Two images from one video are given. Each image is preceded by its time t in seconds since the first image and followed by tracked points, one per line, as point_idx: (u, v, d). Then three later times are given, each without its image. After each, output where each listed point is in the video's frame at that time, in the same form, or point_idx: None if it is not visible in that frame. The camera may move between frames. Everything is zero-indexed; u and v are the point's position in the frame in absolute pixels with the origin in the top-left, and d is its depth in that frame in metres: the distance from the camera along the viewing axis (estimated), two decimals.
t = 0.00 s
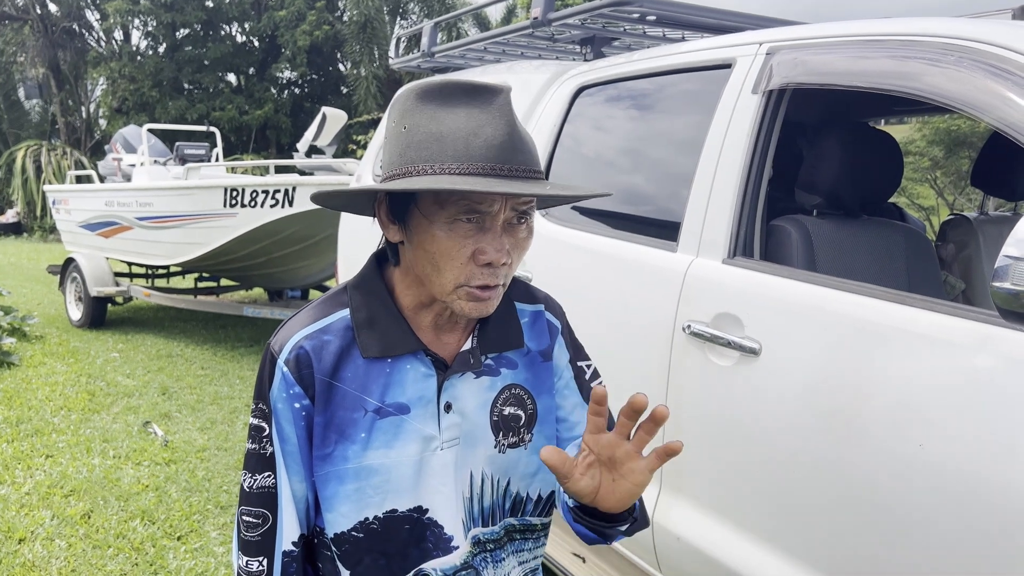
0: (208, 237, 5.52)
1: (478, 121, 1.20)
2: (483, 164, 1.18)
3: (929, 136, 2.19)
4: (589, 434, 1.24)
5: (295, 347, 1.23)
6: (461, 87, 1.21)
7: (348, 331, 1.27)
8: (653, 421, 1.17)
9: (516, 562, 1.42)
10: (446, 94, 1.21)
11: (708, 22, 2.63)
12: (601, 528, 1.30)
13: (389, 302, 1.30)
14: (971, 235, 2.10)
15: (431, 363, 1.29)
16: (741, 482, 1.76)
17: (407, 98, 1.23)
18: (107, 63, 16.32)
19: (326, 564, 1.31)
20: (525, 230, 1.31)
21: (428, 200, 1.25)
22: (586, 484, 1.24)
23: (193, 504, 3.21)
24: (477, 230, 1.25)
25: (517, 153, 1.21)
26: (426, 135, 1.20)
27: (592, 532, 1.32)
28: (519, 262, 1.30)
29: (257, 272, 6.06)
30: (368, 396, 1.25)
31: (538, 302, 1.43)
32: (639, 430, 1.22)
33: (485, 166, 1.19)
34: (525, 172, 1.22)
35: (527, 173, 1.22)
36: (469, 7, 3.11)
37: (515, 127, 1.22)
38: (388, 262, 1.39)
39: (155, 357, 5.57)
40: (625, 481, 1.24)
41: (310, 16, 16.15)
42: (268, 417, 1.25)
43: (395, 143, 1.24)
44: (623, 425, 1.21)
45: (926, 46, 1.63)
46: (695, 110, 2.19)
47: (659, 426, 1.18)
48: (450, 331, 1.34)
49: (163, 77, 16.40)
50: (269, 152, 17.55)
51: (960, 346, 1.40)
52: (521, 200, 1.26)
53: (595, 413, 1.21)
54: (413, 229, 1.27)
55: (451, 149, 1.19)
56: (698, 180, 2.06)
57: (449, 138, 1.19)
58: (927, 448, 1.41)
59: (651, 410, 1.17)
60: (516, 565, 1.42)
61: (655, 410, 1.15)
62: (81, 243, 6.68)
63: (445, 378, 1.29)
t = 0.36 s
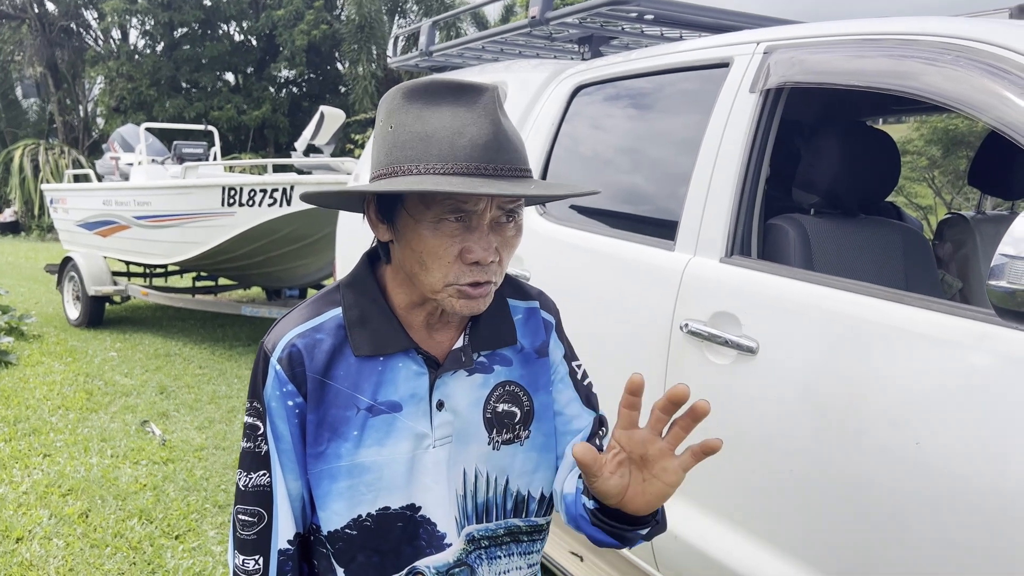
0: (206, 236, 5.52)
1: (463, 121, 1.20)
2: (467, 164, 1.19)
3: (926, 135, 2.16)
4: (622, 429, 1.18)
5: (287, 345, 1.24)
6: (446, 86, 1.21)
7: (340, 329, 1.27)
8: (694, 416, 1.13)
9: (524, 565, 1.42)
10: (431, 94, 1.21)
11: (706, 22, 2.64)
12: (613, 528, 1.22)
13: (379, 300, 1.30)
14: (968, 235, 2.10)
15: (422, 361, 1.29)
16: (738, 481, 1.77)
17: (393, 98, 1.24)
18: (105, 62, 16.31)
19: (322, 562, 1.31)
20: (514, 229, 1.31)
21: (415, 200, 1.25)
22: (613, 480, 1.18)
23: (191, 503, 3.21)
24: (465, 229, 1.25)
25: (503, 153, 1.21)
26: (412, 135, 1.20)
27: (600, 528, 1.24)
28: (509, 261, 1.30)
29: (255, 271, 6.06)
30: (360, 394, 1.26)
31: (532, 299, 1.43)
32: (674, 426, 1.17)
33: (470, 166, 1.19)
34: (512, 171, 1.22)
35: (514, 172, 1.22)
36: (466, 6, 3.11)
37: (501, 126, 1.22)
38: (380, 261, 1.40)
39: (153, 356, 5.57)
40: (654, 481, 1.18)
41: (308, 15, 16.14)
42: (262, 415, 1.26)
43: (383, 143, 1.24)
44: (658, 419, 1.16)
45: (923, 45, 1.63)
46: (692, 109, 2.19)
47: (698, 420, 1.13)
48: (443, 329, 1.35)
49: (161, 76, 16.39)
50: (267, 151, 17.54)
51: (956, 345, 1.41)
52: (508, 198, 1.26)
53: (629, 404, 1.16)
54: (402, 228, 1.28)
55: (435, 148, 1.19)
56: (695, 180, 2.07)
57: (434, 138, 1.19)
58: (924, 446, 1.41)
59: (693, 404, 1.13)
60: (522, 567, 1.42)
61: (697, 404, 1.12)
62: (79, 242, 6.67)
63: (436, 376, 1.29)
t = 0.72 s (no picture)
0: (203, 236, 5.51)
1: (451, 121, 1.20)
2: (457, 165, 1.19)
3: (923, 135, 2.13)
4: (662, 440, 1.17)
5: (278, 349, 1.25)
6: (432, 86, 1.20)
7: (332, 333, 1.28)
8: (735, 428, 1.12)
9: (520, 564, 1.42)
10: (418, 94, 1.21)
11: (703, 21, 2.64)
12: (639, 534, 1.21)
13: (370, 303, 1.30)
14: (964, 234, 2.12)
15: (415, 363, 1.29)
16: (735, 481, 1.77)
17: (379, 99, 1.24)
18: (102, 62, 16.29)
19: (316, 565, 1.31)
20: (505, 229, 1.31)
21: (405, 202, 1.25)
22: (651, 490, 1.17)
23: (188, 503, 3.21)
24: (456, 230, 1.25)
25: (492, 152, 1.22)
26: (401, 137, 1.20)
27: (621, 528, 1.23)
28: (500, 261, 1.30)
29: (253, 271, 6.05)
30: (352, 397, 1.26)
31: (524, 299, 1.43)
32: (714, 436, 1.15)
33: (459, 167, 1.19)
34: (502, 170, 1.23)
35: (504, 172, 1.22)
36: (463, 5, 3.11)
37: (489, 126, 1.22)
38: (370, 264, 1.40)
39: (150, 356, 5.57)
40: (692, 491, 1.16)
41: (305, 15, 16.13)
42: (254, 420, 1.26)
43: (371, 145, 1.24)
44: (699, 430, 1.14)
45: (919, 45, 1.63)
46: (689, 109, 2.19)
47: (740, 432, 1.13)
48: (435, 330, 1.35)
49: (158, 76, 16.37)
50: (265, 151, 17.52)
51: (952, 345, 1.41)
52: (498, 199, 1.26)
53: (673, 417, 1.13)
54: (392, 231, 1.28)
55: (425, 150, 1.19)
56: (692, 180, 2.07)
57: (423, 140, 1.19)
58: (920, 446, 1.41)
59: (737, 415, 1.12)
60: (518, 567, 1.42)
61: (741, 417, 1.11)
62: (76, 242, 6.66)
63: (429, 378, 1.29)
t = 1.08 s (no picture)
0: (199, 235, 5.50)
1: (446, 122, 1.20)
2: (452, 167, 1.19)
3: (920, 133, 2.14)
4: (657, 429, 1.17)
5: (271, 349, 1.24)
6: (427, 86, 1.20)
7: (325, 333, 1.27)
8: (730, 413, 1.13)
9: (513, 563, 1.42)
10: (413, 95, 1.20)
11: (700, 20, 2.64)
12: (637, 525, 1.21)
13: (364, 303, 1.30)
14: (960, 233, 2.12)
15: (409, 363, 1.29)
16: (733, 480, 1.77)
17: (373, 98, 1.23)
18: (98, 61, 16.25)
19: (311, 566, 1.30)
20: (498, 230, 1.30)
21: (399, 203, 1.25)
22: (648, 479, 1.17)
23: (185, 503, 3.20)
24: (450, 231, 1.25)
25: (487, 154, 1.21)
26: (395, 137, 1.20)
27: (618, 521, 1.23)
28: (494, 262, 1.30)
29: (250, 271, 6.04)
30: (346, 397, 1.26)
31: (518, 298, 1.43)
32: (708, 422, 1.16)
33: (454, 169, 1.19)
34: (496, 171, 1.22)
35: (498, 173, 1.22)
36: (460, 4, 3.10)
37: (484, 127, 1.22)
38: (363, 264, 1.40)
39: (147, 355, 5.56)
40: (688, 478, 1.16)
41: (302, 14, 16.10)
42: (247, 420, 1.26)
43: (365, 145, 1.24)
44: (694, 417, 1.15)
45: (916, 44, 1.63)
46: (686, 108, 2.19)
47: (734, 417, 1.13)
48: (429, 329, 1.35)
49: (154, 75, 16.34)
50: (262, 150, 17.52)
51: (949, 344, 1.41)
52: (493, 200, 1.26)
53: (667, 404, 1.14)
54: (386, 231, 1.28)
55: (419, 152, 1.19)
56: (689, 179, 2.07)
57: (417, 141, 1.19)
58: (916, 445, 1.41)
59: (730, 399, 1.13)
60: (511, 566, 1.42)
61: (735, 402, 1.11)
62: (72, 242, 6.65)
63: (424, 378, 1.29)
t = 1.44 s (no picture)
0: (197, 233, 5.49)
1: (442, 120, 1.19)
2: (446, 164, 1.18)
3: (918, 132, 2.14)
4: (645, 419, 1.17)
5: (267, 348, 1.23)
6: (426, 84, 1.20)
7: (321, 331, 1.27)
8: (717, 402, 1.12)
9: (507, 559, 1.41)
10: (412, 91, 1.20)
11: (698, 18, 2.63)
12: (631, 519, 1.21)
13: (359, 302, 1.29)
14: (959, 231, 2.12)
15: (405, 362, 1.28)
16: (731, 479, 1.76)
17: (373, 94, 1.23)
18: (95, 59, 16.21)
19: (308, 565, 1.30)
20: (494, 230, 1.30)
21: (394, 200, 1.24)
22: (636, 471, 1.17)
23: (182, 502, 3.20)
24: (443, 230, 1.24)
25: (483, 153, 1.20)
26: (391, 133, 1.20)
27: (613, 516, 1.22)
28: (489, 262, 1.29)
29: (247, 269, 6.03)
30: (342, 396, 1.25)
31: (515, 296, 1.43)
32: (695, 413, 1.16)
33: (449, 166, 1.18)
34: (492, 171, 1.21)
35: (493, 173, 1.21)
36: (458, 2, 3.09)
37: (481, 126, 1.21)
38: (360, 262, 1.39)
39: (144, 354, 5.54)
40: (678, 469, 1.16)
41: (299, 12, 16.08)
42: (243, 419, 1.25)
43: (362, 141, 1.23)
44: (681, 407, 1.15)
45: (914, 42, 1.63)
46: (684, 106, 2.19)
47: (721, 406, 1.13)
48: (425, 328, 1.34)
49: (152, 73, 16.31)
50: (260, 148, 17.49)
51: (947, 342, 1.41)
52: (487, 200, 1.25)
53: (654, 395, 1.14)
54: (380, 229, 1.27)
55: (414, 148, 1.18)
56: (687, 177, 2.06)
57: (413, 137, 1.19)
58: (915, 444, 1.41)
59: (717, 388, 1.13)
60: (506, 561, 1.41)
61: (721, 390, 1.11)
62: (69, 240, 6.63)
63: (419, 377, 1.29)
